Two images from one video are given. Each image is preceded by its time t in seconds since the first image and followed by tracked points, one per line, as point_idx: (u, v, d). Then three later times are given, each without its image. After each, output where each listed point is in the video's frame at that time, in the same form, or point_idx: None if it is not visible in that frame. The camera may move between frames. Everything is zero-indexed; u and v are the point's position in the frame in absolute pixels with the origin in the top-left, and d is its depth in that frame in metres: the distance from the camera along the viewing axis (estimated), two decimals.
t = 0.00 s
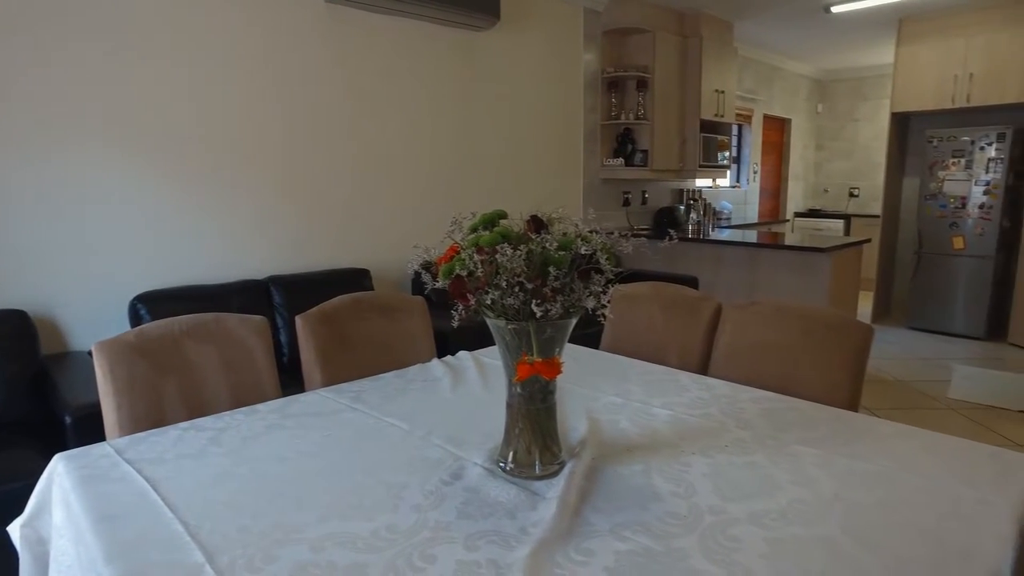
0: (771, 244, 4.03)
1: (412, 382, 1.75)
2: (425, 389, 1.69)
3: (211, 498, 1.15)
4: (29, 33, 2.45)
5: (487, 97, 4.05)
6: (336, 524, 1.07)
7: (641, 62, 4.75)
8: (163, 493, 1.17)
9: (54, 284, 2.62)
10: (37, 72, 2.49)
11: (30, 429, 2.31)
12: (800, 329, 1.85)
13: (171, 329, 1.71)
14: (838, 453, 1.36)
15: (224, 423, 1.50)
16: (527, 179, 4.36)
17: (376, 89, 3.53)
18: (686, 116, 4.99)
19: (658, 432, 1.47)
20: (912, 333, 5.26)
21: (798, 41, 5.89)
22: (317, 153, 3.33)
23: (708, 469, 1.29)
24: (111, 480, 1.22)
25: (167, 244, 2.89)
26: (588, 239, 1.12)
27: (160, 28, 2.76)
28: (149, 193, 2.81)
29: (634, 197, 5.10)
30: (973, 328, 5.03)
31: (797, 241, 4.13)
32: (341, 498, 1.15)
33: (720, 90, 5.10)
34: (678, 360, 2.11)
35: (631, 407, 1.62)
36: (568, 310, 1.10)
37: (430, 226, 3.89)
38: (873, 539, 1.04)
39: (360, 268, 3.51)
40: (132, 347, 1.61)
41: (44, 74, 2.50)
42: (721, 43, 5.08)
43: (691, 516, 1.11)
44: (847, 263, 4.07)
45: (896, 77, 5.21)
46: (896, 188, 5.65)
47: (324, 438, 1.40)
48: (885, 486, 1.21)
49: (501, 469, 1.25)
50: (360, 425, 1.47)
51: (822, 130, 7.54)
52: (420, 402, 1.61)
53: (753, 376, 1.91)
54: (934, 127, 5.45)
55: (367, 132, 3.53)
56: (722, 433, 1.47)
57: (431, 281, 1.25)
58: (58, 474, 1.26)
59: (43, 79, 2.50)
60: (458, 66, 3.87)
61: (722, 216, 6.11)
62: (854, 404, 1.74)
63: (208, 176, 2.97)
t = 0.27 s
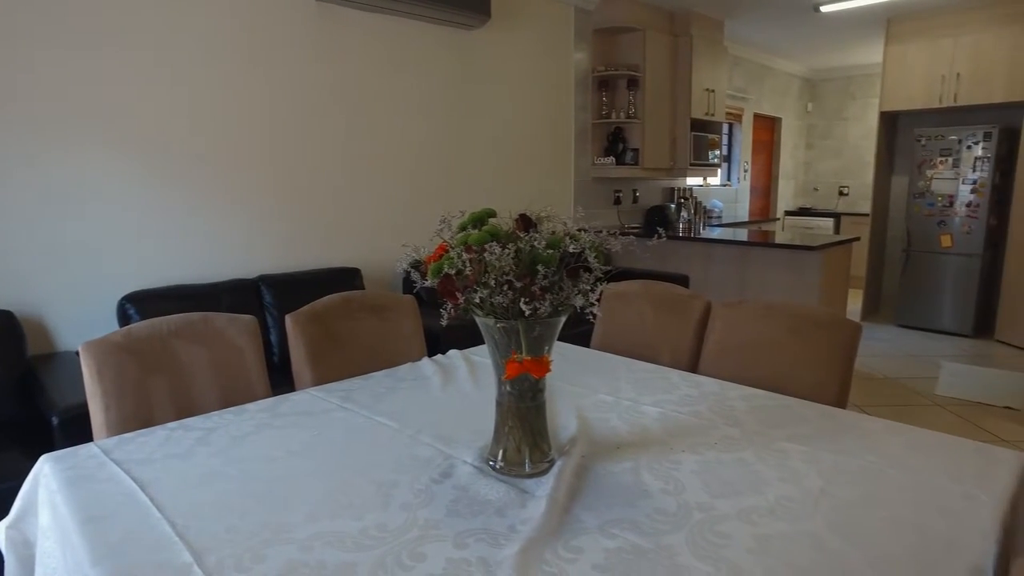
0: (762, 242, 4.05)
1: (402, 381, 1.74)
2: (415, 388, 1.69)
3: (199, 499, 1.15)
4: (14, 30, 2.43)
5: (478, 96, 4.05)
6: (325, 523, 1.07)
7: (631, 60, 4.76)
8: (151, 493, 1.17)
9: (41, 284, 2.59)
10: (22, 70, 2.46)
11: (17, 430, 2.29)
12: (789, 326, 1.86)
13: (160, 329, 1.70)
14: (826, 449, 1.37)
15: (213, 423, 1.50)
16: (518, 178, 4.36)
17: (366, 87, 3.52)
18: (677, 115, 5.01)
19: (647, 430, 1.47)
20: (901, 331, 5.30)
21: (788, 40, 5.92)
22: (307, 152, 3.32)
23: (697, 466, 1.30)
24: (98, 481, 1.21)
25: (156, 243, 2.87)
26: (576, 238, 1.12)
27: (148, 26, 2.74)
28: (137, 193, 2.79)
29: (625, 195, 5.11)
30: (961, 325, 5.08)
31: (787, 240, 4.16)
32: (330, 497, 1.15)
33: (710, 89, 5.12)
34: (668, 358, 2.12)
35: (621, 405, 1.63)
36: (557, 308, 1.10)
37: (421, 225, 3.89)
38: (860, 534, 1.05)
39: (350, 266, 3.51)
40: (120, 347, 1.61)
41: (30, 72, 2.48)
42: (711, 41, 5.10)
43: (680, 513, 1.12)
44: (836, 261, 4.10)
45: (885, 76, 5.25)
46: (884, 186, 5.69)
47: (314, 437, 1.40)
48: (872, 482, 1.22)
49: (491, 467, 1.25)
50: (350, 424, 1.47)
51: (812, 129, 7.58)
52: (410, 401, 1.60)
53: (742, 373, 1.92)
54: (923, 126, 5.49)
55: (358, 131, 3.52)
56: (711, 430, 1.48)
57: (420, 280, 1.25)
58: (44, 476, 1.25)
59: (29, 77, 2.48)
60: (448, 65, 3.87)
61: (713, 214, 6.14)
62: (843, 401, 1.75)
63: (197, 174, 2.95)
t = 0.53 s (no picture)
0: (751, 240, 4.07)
1: (391, 379, 1.74)
2: (403, 386, 1.69)
3: (185, 499, 1.14)
4: None
5: (468, 94, 4.05)
6: (312, 522, 1.06)
7: (621, 59, 4.76)
8: (137, 494, 1.16)
9: (25, 285, 2.57)
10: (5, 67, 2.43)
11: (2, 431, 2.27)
12: (776, 323, 1.88)
13: (145, 328, 1.68)
14: (812, 445, 1.38)
15: (200, 422, 1.49)
16: (508, 176, 4.36)
17: (355, 85, 3.51)
18: (666, 114, 5.02)
19: (635, 427, 1.48)
20: (888, 327, 5.35)
21: (777, 39, 5.95)
22: (295, 150, 3.30)
23: (684, 463, 1.31)
24: (82, 482, 1.20)
25: (143, 242, 2.85)
26: (563, 236, 1.13)
27: (133, 24, 2.71)
28: (123, 191, 2.76)
29: (614, 194, 5.12)
30: (947, 322, 5.13)
31: (776, 238, 4.18)
32: (318, 496, 1.15)
33: (699, 88, 5.14)
34: (657, 356, 2.13)
35: (610, 402, 1.63)
36: (544, 306, 1.11)
37: (410, 223, 3.88)
38: (845, 529, 1.06)
39: (339, 265, 3.49)
40: (105, 347, 1.59)
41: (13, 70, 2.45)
42: (700, 40, 5.12)
43: (667, 510, 1.13)
44: (824, 259, 4.13)
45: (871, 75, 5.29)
46: (871, 184, 5.73)
47: (301, 436, 1.40)
48: (857, 478, 1.23)
49: (479, 465, 1.25)
50: (338, 423, 1.46)
51: (800, 127, 7.63)
52: (398, 399, 1.60)
53: (730, 370, 1.93)
54: (909, 125, 5.54)
55: (347, 129, 3.50)
56: (698, 427, 1.49)
57: (407, 279, 1.25)
58: (27, 478, 1.24)
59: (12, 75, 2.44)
60: (438, 63, 3.85)
61: (702, 212, 6.17)
62: (829, 397, 1.77)
63: (184, 173, 2.93)
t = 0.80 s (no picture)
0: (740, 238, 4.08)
1: (379, 378, 1.74)
2: (392, 385, 1.69)
3: (170, 500, 1.13)
4: None
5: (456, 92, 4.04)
6: (299, 522, 1.06)
7: (610, 57, 4.77)
8: (121, 495, 1.15)
9: (9, 285, 2.54)
10: None
11: None
12: (763, 321, 1.89)
13: (130, 328, 1.67)
14: (799, 442, 1.39)
15: (186, 423, 1.48)
16: (497, 175, 4.36)
17: (343, 83, 3.49)
18: (655, 112, 5.03)
19: (623, 425, 1.48)
20: (875, 325, 5.39)
21: (765, 38, 5.98)
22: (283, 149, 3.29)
23: (672, 460, 1.31)
24: (66, 483, 1.19)
25: (129, 242, 2.83)
26: (549, 234, 1.13)
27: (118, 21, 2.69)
28: (108, 190, 2.74)
29: (604, 192, 5.14)
30: (933, 319, 5.18)
31: (764, 236, 4.21)
32: (304, 495, 1.15)
33: (688, 86, 5.16)
34: (645, 353, 2.13)
35: (598, 400, 1.64)
36: (531, 304, 1.11)
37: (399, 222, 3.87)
38: (831, 525, 1.07)
39: (328, 264, 3.48)
40: (90, 346, 1.57)
41: None
42: (689, 39, 5.14)
43: (654, 507, 1.13)
44: (812, 257, 4.16)
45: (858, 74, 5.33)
46: (859, 183, 5.77)
47: (289, 436, 1.39)
48: (843, 474, 1.24)
49: (466, 464, 1.25)
50: (326, 422, 1.46)
51: (789, 126, 7.67)
52: (386, 398, 1.60)
53: (718, 367, 1.94)
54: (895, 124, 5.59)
55: (335, 127, 3.49)
56: (686, 425, 1.49)
57: (395, 277, 1.24)
58: (10, 480, 1.22)
59: None
60: (426, 61, 3.85)
61: (691, 210, 6.19)
62: (816, 394, 1.78)
63: (170, 171, 2.91)
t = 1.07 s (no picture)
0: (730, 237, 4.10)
1: (369, 378, 1.74)
2: (382, 385, 1.68)
3: (158, 500, 1.13)
4: None
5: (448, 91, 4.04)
6: (289, 522, 1.06)
7: (600, 56, 4.77)
8: (108, 496, 1.15)
9: None
10: None
11: None
12: (752, 319, 1.90)
13: (118, 328, 1.66)
14: (786, 439, 1.40)
15: (175, 423, 1.47)
16: (488, 174, 4.36)
17: (335, 82, 3.48)
18: (646, 111, 5.04)
19: (613, 423, 1.49)
20: (864, 322, 5.43)
21: (755, 37, 6.01)
22: (273, 147, 3.28)
23: (661, 458, 1.32)
24: (52, 485, 1.19)
25: (117, 241, 2.80)
26: (538, 233, 1.13)
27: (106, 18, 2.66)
28: (97, 189, 2.72)
29: (595, 191, 5.14)
30: (921, 316, 5.22)
31: (754, 234, 4.23)
32: (294, 495, 1.15)
33: (678, 85, 5.17)
34: (634, 352, 2.14)
35: (587, 399, 1.64)
36: (520, 303, 1.11)
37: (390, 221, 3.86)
38: (819, 521, 1.08)
39: (319, 263, 3.46)
40: (77, 347, 1.56)
41: None
42: (679, 38, 5.15)
43: (644, 505, 1.14)
44: (802, 255, 4.18)
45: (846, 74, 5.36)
46: (848, 181, 5.81)
47: (278, 435, 1.39)
48: (830, 471, 1.25)
49: (456, 463, 1.25)
50: (315, 422, 1.45)
51: (779, 125, 7.71)
52: (376, 397, 1.60)
53: (707, 365, 1.95)
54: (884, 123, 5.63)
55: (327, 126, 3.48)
56: (675, 423, 1.50)
57: (384, 276, 1.24)
58: None
59: None
60: (418, 60, 3.84)
61: (682, 209, 6.21)
62: (804, 392, 1.80)
63: (160, 170, 2.88)
